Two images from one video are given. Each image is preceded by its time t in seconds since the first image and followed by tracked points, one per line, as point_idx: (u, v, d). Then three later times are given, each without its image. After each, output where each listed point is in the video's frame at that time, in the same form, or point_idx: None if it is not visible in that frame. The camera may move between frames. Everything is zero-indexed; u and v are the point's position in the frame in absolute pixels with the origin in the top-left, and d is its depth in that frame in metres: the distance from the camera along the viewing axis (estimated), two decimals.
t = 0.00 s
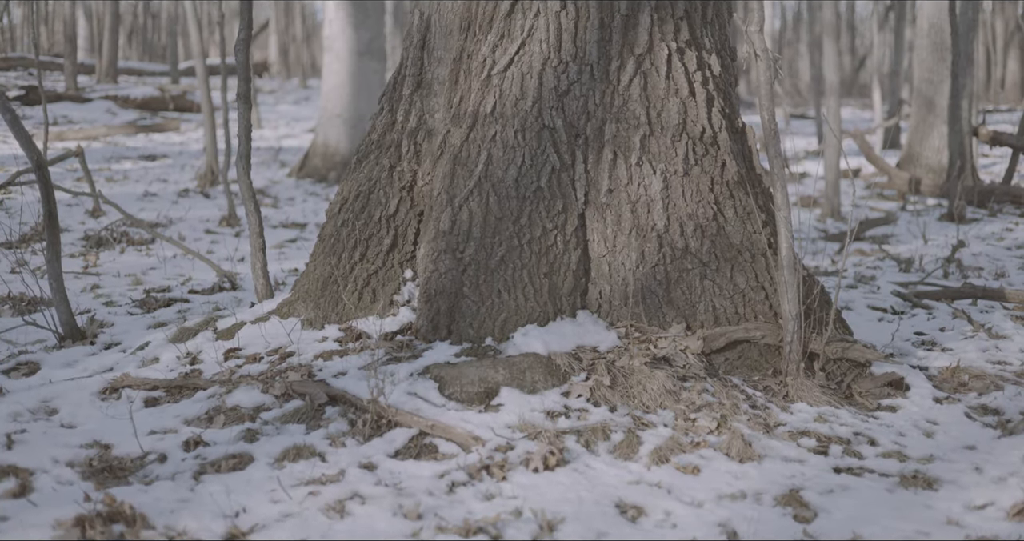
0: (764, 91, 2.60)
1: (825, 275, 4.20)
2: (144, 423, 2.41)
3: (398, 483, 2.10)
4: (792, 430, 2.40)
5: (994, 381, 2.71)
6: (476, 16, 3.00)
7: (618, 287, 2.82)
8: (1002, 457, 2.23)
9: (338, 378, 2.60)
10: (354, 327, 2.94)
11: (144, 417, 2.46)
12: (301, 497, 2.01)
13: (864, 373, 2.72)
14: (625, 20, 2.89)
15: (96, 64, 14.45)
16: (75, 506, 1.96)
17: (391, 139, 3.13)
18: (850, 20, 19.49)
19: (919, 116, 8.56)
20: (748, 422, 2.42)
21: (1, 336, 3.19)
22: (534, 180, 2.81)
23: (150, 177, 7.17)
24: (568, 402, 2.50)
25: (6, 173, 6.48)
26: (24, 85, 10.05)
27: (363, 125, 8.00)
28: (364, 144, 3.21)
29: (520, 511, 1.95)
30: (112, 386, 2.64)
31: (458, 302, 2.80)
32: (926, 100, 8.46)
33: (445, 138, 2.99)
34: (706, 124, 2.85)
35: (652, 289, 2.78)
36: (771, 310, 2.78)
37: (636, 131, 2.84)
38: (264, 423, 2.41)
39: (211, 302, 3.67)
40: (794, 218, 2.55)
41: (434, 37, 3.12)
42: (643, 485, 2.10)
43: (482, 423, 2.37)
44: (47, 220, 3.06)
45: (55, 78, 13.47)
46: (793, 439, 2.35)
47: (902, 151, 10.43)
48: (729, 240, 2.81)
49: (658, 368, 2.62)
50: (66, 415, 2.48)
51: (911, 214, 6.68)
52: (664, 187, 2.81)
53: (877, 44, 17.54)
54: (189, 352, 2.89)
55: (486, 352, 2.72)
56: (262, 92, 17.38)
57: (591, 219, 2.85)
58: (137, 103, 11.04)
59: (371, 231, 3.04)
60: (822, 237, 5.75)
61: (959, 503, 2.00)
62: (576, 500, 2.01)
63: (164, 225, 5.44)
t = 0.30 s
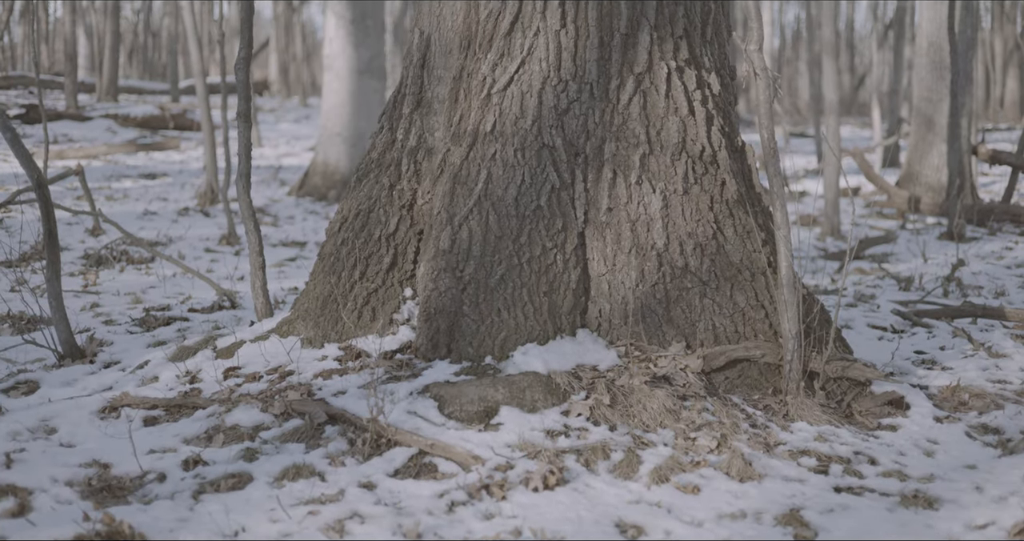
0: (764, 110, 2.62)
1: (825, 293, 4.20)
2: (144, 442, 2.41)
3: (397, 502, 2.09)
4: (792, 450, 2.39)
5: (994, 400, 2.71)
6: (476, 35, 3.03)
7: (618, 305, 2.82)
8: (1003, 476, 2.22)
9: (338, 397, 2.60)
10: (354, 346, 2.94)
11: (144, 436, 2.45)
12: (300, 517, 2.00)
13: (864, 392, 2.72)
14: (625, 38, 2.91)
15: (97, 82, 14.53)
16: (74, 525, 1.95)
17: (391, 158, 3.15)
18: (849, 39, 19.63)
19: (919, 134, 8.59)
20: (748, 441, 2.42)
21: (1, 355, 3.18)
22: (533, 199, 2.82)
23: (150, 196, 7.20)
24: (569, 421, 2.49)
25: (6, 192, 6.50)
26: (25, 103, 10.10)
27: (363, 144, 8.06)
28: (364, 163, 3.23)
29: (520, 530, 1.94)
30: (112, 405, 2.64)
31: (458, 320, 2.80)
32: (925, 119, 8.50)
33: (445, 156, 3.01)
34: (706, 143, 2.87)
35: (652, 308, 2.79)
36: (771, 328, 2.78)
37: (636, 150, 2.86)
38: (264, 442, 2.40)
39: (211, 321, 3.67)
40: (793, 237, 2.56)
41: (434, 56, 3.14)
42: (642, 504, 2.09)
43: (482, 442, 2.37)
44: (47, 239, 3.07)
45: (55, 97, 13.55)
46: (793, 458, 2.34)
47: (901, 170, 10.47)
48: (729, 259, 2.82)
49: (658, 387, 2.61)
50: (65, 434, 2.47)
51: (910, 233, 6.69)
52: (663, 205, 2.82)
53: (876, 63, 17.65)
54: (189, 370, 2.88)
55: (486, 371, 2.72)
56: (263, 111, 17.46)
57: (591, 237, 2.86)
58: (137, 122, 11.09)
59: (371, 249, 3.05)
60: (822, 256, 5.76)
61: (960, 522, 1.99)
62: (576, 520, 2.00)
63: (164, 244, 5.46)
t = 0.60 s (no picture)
0: (763, 129, 2.64)
1: (824, 312, 4.21)
2: (143, 462, 2.40)
3: (396, 522, 2.08)
4: (792, 469, 2.39)
5: (994, 420, 2.70)
6: (476, 54, 3.05)
7: (618, 324, 2.82)
8: (1003, 496, 2.21)
9: (338, 416, 2.59)
10: (353, 365, 2.94)
11: (143, 455, 2.44)
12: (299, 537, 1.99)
13: (864, 411, 2.72)
14: (625, 58, 2.94)
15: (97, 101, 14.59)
16: None
17: (391, 177, 3.16)
18: (847, 59, 19.76)
19: (918, 153, 8.64)
20: (749, 461, 2.41)
21: None
22: (533, 218, 2.84)
23: (150, 214, 7.21)
24: (568, 441, 2.49)
25: (5, 210, 6.51)
26: (26, 122, 10.13)
27: (362, 163, 8.10)
28: (364, 182, 3.24)
29: None
30: (111, 424, 2.63)
31: (458, 339, 2.80)
32: (924, 137, 8.54)
33: (444, 175, 3.02)
34: (705, 162, 2.89)
35: (651, 327, 2.79)
36: (770, 347, 2.78)
37: (635, 169, 2.87)
38: (263, 462, 2.40)
39: (211, 340, 3.66)
40: (793, 256, 2.57)
41: (434, 75, 3.17)
42: (642, 524, 2.08)
43: (482, 462, 2.36)
44: (47, 258, 3.08)
45: (55, 116, 13.60)
46: (793, 478, 2.34)
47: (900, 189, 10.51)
48: (729, 277, 2.82)
49: (658, 407, 2.61)
50: (64, 454, 2.46)
51: (910, 252, 6.71)
52: (663, 224, 2.84)
53: (875, 82, 17.76)
54: (188, 390, 2.88)
55: (486, 390, 2.71)
56: (263, 130, 17.54)
57: (590, 256, 2.88)
58: (137, 141, 11.14)
59: (370, 268, 3.06)
60: (822, 274, 5.78)
61: None
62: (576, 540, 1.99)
63: (163, 263, 5.46)
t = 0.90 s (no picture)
0: (762, 149, 2.67)
1: (824, 332, 4.21)
2: (142, 481, 2.39)
3: None
4: (792, 489, 2.38)
5: (994, 440, 2.70)
6: (475, 75, 3.08)
7: (618, 344, 2.83)
8: (1004, 516, 2.20)
9: (337, 436, 2.59)
10: (353, 385, 2.93)
11: (142, 475, 2.43)
12: None
13: (864, 431, 2.71)
14: (624, 77, 2.95)
15: (97, 121, 14.65)
16: None
17: (391, 196, 3.18)
18: (846, 78, 19.88)
19: (917, 173, 8.70)
20: (748, 481, 2.40)
21: None
22: (533, 237, 2.85)
23: (150, 234, 7.24)
24: (568, 461, 2.48)
25: (5, 230, 6.52)
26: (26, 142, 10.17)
27: (362, 182, 8.15)
28: (364, 201, 3.26)
29: None
30: (110, 444, 2.62)
31: (458, 359, 2.80)
32: (923, 157, 8.60)
33: (444, 195, 3.03)
34: (705, 182, 2.91)
35: (651, 346, 2.79)
36: (770, 367, 2.79)
37: (635, 189, 2.89)
38: (262, 482, 2.39)
39: (210, 360, 3.66)
40: (793, 276, 2.58)
41: (434, 95, 3.19)
42: None
43: (481, 482, 2.36)
44: (47, 278, 3.08)
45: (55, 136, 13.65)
46: (793, 498, 2.33)
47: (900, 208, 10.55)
48: (728, 297, 2.83)
49: (658, 426, 2.60)
50: (63, 474, 2.45)
51: (910, 272, 6.73)
52: (663, 244, 2.85)
53: (874, 102, 17.88)
54: (187, 409, 2.87)
55: (485, 410, 2.71)
56: (263, 149, 17.62)
57: (590, 276, 2.89)
58: (137, 160, 11.19)
59: (370, 288, 3.07)
60: (822, 294, 5.78)
61: None
62: None
63: (163, 282, 5.47)
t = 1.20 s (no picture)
0: (762, 170, 2.69)
1: (824, 352, 4.21)
2: (141, 502, 2.38)
3: None
4: (792, 510, 2.37)
5: (995, 461, 2.69)
6: (475, 96, 3.10)
7: (617, 365, 2.83)
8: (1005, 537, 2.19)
9: (336, 457, 2.58)
10: (353, 406, 2.93)
11: (141, 496, 2.42)
12: None
13: (864, 452, 2.71)
14: (623, 99, 2.97)
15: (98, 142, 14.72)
16: None
17: (391, 217, 3.20)
18: (845, 99, 20.05)
19: (916, 194, 8.75)
20: (748, 502, 2.40)
21: None
22: (532, 259, 2.86)
23: (149, 255, 7.25)
24: (568, 482, 2.48)
25: (5, 251, 6.54)
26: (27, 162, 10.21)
27: (362, 204, 8.18)
28: (364, 222, 3.28)
29: None
30: (109, 465, 2.61)
31: (457, 380, 2.80)
32: (922, 178, 8.66)
33: (444, 216, 3.05)
34: (704, 203, 2.92)
35: (651, 367, 2.80)
36: (770, 388, 2.79)
37: (634, 210, 2.91)
38: (261, 503, 2.38)
39: (209, 381, 3.65)
40: (792, 297, 2.58)
41: (434, 117, 3.22)
42: None
43: (481, 503, 2.35)
44: (47, 298, 3.09)
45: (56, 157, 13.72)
46: (793, 519, 2.32)
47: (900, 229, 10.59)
48: (728, 318, 2.84)
49: (658, 448, 2.60)
50: (61, 495, 2.44)
51: (910, 292, 6.74)
52: (662, 265, 2.86)
53: (872, 123, 18.00)
54: (187, 430, 2.87)
55: (485, 431, 2.71)
56: (263, 170, 17.69)
57: (590, 297, 2.90)
58: (137, 181, 11.24)
59: (370, 308, 3.08)
60: (820, 315, 5.79)
61: None
62: None
63: (163, 302, 5.48)
